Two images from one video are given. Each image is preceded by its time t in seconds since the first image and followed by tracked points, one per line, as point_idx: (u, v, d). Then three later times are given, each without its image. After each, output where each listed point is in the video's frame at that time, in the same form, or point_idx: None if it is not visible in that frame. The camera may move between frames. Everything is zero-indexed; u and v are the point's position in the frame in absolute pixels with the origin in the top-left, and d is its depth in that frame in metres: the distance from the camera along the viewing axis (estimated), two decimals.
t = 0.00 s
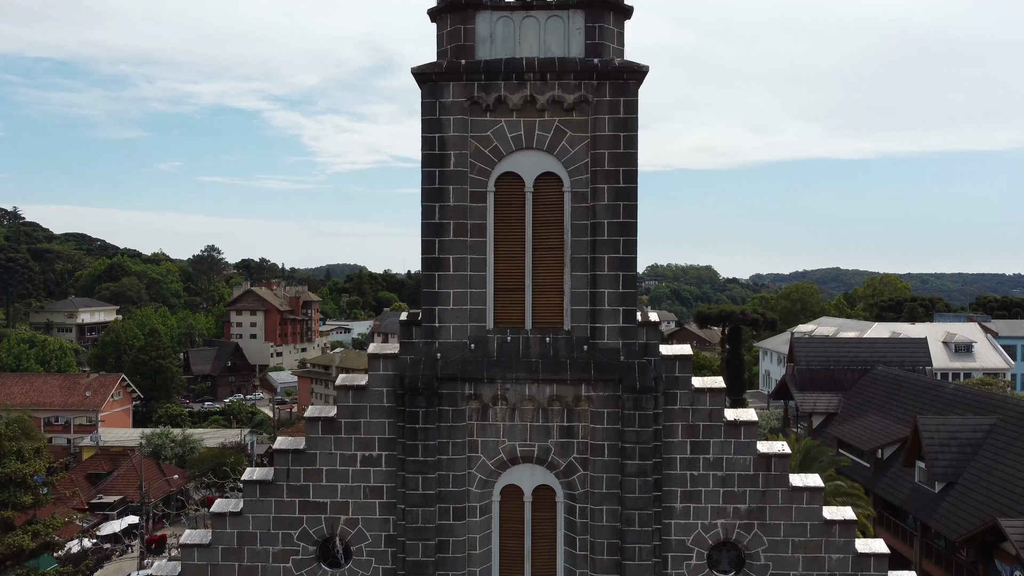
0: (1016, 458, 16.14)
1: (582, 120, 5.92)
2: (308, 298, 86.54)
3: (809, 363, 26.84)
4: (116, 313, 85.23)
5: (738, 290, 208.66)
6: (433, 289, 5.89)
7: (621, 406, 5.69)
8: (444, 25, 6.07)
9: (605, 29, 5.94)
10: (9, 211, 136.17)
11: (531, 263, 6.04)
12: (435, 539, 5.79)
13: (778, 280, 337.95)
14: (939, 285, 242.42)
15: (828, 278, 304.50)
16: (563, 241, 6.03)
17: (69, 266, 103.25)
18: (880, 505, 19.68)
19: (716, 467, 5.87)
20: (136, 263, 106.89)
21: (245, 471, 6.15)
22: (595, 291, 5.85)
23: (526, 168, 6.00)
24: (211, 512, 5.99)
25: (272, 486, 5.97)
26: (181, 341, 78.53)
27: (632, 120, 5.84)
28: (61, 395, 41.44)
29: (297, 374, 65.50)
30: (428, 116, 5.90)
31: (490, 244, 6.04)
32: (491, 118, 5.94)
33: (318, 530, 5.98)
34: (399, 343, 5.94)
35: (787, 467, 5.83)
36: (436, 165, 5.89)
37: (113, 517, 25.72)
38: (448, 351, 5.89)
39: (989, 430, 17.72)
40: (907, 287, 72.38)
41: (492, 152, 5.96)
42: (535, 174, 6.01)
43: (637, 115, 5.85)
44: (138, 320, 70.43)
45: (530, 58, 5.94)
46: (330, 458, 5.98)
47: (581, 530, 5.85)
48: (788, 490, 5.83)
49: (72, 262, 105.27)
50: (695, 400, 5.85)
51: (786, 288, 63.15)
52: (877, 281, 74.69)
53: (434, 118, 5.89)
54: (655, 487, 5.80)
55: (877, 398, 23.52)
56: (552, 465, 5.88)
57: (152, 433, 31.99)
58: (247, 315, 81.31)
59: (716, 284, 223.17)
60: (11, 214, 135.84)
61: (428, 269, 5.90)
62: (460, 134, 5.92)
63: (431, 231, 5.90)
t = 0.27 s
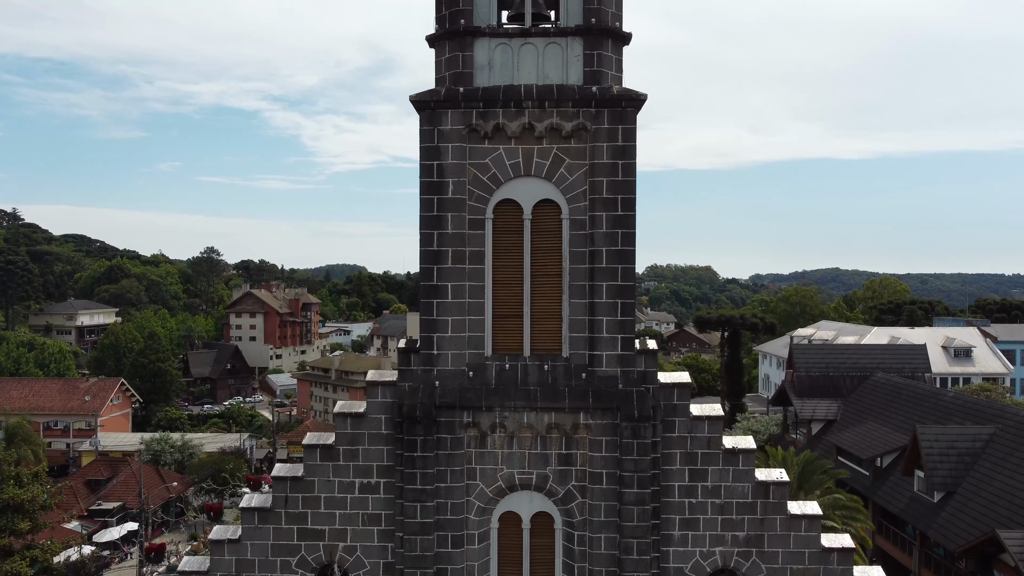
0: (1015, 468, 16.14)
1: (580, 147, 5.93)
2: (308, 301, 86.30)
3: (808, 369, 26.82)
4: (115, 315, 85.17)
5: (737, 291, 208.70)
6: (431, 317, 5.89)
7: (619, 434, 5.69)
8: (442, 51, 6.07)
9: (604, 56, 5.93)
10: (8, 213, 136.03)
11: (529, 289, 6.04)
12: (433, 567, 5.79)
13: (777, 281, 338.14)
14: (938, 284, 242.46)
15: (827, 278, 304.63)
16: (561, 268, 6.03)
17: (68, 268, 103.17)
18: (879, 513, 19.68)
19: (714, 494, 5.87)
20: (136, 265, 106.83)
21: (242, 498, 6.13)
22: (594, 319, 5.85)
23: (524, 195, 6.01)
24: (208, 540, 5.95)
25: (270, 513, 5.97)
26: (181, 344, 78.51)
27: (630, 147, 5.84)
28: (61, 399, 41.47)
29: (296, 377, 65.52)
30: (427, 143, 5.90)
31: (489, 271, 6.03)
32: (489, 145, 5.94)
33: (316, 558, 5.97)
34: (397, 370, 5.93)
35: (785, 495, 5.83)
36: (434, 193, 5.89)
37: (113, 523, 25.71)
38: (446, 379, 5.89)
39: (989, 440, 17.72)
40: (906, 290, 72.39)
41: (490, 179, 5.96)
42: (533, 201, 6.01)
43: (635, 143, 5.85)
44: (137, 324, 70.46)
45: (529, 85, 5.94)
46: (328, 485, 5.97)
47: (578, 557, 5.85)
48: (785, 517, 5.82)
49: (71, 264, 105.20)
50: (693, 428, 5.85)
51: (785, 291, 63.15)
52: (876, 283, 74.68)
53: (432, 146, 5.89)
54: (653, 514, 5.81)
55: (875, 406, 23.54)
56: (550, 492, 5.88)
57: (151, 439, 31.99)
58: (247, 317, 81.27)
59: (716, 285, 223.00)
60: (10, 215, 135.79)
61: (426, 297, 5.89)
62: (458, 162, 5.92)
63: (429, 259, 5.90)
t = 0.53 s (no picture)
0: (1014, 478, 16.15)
1: (578, 175, 5.93)
2: (307, 303, 86.14)
3: (807, 376, 26.84)
4: (114, 318, 85.12)
5: (736, 292, 208.85)
6: (430, 345, 5.89)
7: (617, 463, 5.70)
8: (440, 78, 6.07)
9: (602, 84, 5.93)
10: (6, 214, 135.97)
11: (528, 315, 6.04)
12: None
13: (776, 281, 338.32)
14: (938, 284, 242.54)
15: (826, 279, 304.84)
16: (559, 295, 6.04)
17: (67, 269, 103.12)
18: (878, 522, 19.68)
19: (712, 522, 5.87)
20: (135, 267, 106.76)
21: (240, 525, 6.13)
22: (592, 347, 5.86)
23: (522, 223, 6.00)
24: (206, 568, 5.95)
25: (269, 540, 5.97)
26: (180, 346, 78.47)
27: (628, 176, 5.83)
28: (60, 403, 41.48)
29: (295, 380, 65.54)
30: (424, 172, 5.91)
31: (487, 298, 6.02)
32: (487, 172, 5.95)
33: None
34: (395, 398, 5.93)
35: (783, 523, 5.82)
36: (432, 221, 5.90)
37: (111, 530, 25.64)
38: (445, 407, 5.88)
39: (988, 449, 17.73)
40: (905, 293, 72.41)
41: (488, 208, 5.96)
42: (531, 228, 6.01)
43: (634, 170, 5.85)
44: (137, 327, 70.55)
45: (527, 113, 5.94)
46: (326, 512, 5.98)
47: None
48: (784, 544, 5.82)
49: (70, 265, 105.15)
50: (691, 456, 5.85)
51: (785, 294, 63.16)
52: (875, 286, 74.69)
53: (431, 174, 5.89)
54: (651, 542, 5.81)
55: (875, 413, 23.57)
56: (548, 519, 5.88)
57: (150, 445, 31.94)
58: (246, 320, 81.23)
59: (715, 285, 223.01)
60: (8, 216, 135.67)
61: (424, 325, 5.90)
62: (456, 190, 5.93)
63: (427, 287, 5.90)
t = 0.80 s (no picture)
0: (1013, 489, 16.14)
1: (577, 204, 5.93)
2: (307, 305, 86.04)
3: (806, 383, 26.82)
4: (114, 320, 85.04)
5: (736, 292, 208.94)
6: (429, 374, 5.89)
7: (616, 493, 5.70)
8: (439, 106, 6.07)
9: (600, 112, 5.94)
10: (6, 216, 135.94)
11: (526, 344, 6.04)
12: None
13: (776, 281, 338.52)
14: (937, 284, 242.80)
15: (825, 279, 305.07)
16: (559, 324, 6.04)
17: (67, 271, 103.04)
18: (878, 531, 19.68)
19: (710, 551, 5.88)
20: (134, 269, 106.69)
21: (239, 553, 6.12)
22: (591, 376, 5.86)
23: (521, 251, 6.01)
24: None
25: (268, 569, 5.98)
26: (179, 349, 78.42)
27: (627, 205, 5.84)
28: (60, 407, 41.48)
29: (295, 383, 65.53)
30: (423, 201, 5.92)
31: (486, 327, 6.03)
32: (486, 201, 5.95)
33: None
34: (394, 426, 5.94)
35: (782, 552, 5.82)
36: (431, 250, 5.91)
37: (111, 537, 25.62)
38: (444, 436, 5.90)
39: (987, 459, 17.73)
40: (905, 296, 72.47)
41: (487, 236, 5.97)
42: (530, 257, 6.02)
43: (633, 200, 5.86)
44: (136, 330, 70.57)
45: (525, 142, 5.95)
46: (325, 540, 5.98)
47: None
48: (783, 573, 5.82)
49: (70, 267, 105.07)
50: (690, 485, 5.86)
51: (784, 297, 63.19)
52: (874, 289, 74.72)
53: (430, 204, 5.90)
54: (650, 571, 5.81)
55: (874, 420, 23.58)
56: (547, 547, 5.87)
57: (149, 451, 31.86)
58: (245, 322, 81.20)
59: (715, 286, 223.10)
60: (8, 218, 135.69)
61: (423, 353, 5.91)
62: (456, 219, 5.93)
63: (426, 316, 5.91)
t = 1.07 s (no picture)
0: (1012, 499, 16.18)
1: (576, 233, 5.94)
2: (306, 308, 85.94)
3: (806, 390, 26.83)
4: (113, 322, 84.97)
5: (736, 293, 208.96)
6: (428, 402, 5.89)
7: (615, 522, 5.70)
8: (438, 133, 6.07)
9: (599, 141, 5.94)
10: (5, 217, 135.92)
11: (526, 372, 6.04)
12: None
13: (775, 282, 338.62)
14: (936, 284, 242.86)
15: (825, 279, 305.14)
16: (558, 352, 6.04)
17: (66, 273, 102.96)
18: (877, 539, 19.70)
19: None
20: (134, 271, 106.62)
21: None
22: (589, 406, 5.86)
23: (520, 279, 6.01)
24: None
25: None
26: (178, 352, 78.38)
27: (626, 234, 5.85)
28: (59, 412, 41.44)
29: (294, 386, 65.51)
30: (423, 229, 5.92)
31: (485, 355, 6.02)
32: (485, 230, 5.96)
33: None
34: (393, 455, 5.95)
35: None
36: (430, 278, 5.90)
37: (110, 544, 25.58)
38: (443, 465, 5.91)
39: (986, 469, 17.76)
40: (904, 299, 72.52)
41: (487, 264, 5.97)
42: (530, 285, 6.02)
43: (632, 230, 5.86)
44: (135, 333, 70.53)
45: (524, 171, 5.95)
46: (324, 568, 5.97)
47: None
48: None
49: (69, 269, 104.99)
50: (689, 513, 5.86)
51: (784, 300, 63.22)
52: (874, 292, 74.73)
53: (428, 232, 5.90)
54: None
55: (873, 428, 23.62)
56: None
57: (148, 456, 31.78)
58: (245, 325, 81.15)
59: (715, 286, 223.08)
60: (7, 219, 135.55)
61: (421, 383, 5.91)
62: (455, 248, 5.93)
63: (425, 344, 5.90)
